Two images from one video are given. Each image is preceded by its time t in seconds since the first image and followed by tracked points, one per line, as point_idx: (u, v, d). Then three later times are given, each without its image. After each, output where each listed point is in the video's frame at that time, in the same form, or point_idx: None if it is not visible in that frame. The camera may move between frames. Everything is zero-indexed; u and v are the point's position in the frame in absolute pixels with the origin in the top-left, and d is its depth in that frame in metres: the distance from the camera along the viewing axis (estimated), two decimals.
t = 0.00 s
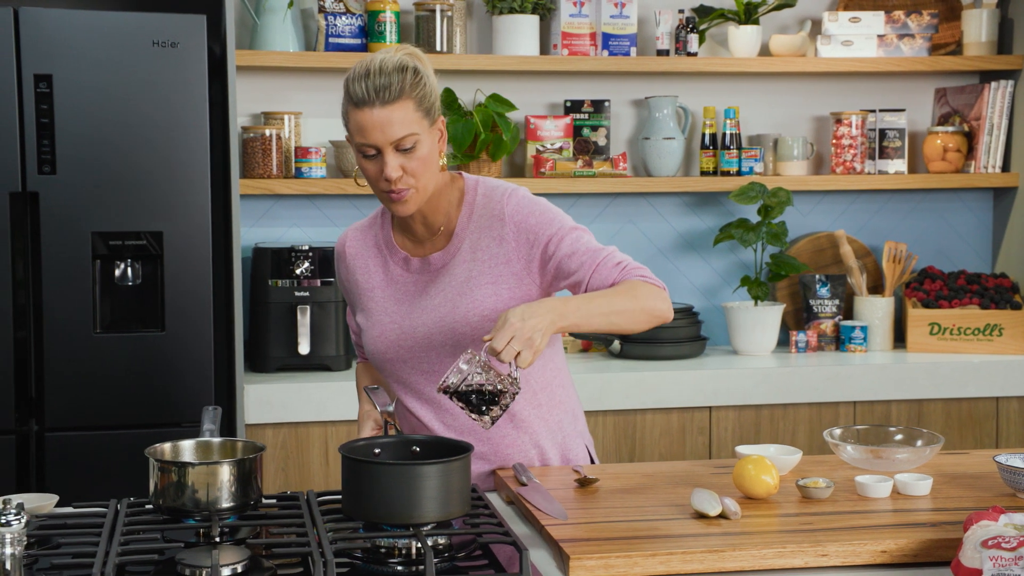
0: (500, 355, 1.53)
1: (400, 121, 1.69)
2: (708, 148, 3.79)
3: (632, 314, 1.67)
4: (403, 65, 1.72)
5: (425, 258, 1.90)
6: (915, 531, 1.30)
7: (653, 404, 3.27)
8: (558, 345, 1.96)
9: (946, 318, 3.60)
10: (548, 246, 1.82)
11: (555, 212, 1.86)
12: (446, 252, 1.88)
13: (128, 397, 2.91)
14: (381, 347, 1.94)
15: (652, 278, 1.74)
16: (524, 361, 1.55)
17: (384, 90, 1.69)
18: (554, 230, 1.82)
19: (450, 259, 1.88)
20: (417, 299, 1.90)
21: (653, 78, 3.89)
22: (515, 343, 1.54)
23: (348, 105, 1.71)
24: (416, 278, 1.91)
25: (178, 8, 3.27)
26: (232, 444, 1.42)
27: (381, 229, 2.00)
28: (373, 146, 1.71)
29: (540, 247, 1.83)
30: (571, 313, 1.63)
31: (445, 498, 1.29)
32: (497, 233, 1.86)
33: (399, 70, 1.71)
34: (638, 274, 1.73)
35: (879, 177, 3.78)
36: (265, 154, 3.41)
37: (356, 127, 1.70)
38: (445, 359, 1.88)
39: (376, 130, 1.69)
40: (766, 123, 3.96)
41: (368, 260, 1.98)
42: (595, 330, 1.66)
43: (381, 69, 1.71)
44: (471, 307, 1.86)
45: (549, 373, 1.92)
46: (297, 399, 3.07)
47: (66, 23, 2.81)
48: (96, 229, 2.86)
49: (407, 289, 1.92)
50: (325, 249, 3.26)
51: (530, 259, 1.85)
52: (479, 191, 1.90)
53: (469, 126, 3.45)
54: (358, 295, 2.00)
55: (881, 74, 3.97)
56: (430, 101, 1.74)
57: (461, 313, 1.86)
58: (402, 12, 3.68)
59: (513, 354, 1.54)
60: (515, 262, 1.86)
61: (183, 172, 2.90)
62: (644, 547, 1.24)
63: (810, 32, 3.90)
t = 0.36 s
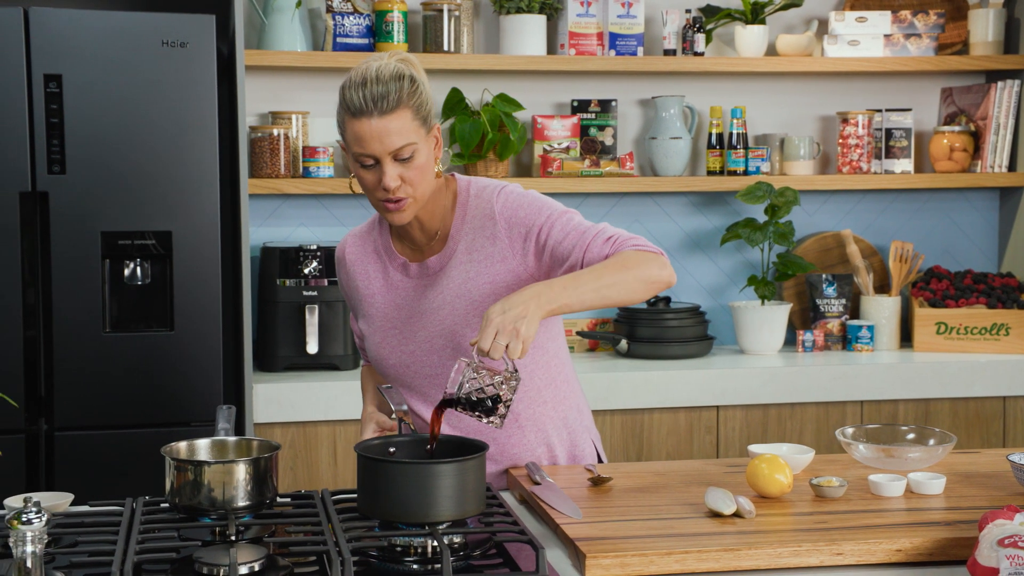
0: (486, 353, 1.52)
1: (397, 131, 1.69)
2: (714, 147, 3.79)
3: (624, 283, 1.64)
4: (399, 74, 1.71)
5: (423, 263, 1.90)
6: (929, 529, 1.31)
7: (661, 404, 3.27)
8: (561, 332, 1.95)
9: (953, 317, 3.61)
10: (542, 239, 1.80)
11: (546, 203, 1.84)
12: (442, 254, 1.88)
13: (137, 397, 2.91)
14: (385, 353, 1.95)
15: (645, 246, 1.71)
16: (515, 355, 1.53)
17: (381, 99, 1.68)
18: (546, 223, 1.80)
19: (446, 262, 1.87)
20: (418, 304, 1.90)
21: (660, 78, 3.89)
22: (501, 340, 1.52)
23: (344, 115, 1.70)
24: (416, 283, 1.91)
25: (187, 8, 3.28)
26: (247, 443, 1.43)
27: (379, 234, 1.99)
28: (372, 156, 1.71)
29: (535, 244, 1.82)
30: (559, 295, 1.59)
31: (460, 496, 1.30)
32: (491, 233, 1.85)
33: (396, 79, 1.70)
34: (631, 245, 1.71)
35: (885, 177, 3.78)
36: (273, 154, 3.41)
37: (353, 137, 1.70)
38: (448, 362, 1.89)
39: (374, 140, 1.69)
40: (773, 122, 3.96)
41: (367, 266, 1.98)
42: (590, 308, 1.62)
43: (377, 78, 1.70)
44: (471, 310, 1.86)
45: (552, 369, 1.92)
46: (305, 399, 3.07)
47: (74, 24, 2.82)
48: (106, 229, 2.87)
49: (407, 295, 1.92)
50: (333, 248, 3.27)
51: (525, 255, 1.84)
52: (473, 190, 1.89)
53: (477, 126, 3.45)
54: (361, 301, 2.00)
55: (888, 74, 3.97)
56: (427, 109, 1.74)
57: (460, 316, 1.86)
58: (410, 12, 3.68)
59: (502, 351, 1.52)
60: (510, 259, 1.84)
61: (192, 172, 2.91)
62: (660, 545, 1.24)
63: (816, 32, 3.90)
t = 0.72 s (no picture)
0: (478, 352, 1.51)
1: (407, 132, 1.69)
2: (721, 147, 3.79)
3: (613, 259, 1.63)
4: (409, 74, 1.71)
5: (426, 262, 1.90)
6: (943, 528, 1.31)
7: (668, 403, 3.28)
8: (565, 329, 1.95)
9: (961, 316, 3.61)
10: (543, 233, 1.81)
11: (544, 194, 1.84)
12: (445, 252, 1.88)
13: (145, 396, 2.92)
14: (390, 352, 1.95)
15: (639, 222, 1.70)
16: (505, 344, 1.51)
17: (392, 100, 1.68)
18: (546, 216, 1.80)
19: (449, 260, 1.87)
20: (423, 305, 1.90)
21: (666, 77, 3.89)
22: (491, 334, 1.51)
23: (353, 115, 1.70)
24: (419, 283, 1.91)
25: (195, 8, 3.28)
26: (261, 441, 1.43)
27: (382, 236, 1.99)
28: (380, 156, 1.71)
29: (538, 240, 1.83)
30: (545, 280, 1.59)
31: (474, 494, 1.30)
32: (493, 228, 1.85)
33: (406, 79, 1.70)
34: (623, 221, 1.70)
35: (892, 176, 3.78)
36: (280, 153, 3.41)
37: (363, 137, 1.70)
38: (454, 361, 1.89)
39: (383, 141, 1.69)
40: (779, 122, 3.96)
41: (370, 265, 1.98)
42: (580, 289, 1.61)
43: (387, 79, 1.69)
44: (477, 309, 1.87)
45: (559, 365, 1.92)
46: (314, 398, 3.08)
47: (83, 24, 2.82)
48: (115, 228, 2.88)
49: (412, 296, 1.92)
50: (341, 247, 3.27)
51: (528, 251, 1.84)
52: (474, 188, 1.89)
53: (484, 126, 3.45)
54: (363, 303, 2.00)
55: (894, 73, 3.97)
56: (435, 109, 1.74)
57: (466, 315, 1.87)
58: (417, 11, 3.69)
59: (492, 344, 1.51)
60: (513, 256, 1.84)
61: (201, 171, 2.92)
62: (675, 543, 1.25)
63: (823, 31, 3.90)
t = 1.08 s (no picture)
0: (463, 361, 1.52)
1: (425, 126, 1.70)
2: (728, 146, 3.79)
3: (607, 264, 1.64)
4: (427, 69, 1.72)
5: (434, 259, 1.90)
6: (956, 527, 1.31)
7: (676, 403, 3.28)
8: (572, 327, 1.96)
9: (967, 316, 3.61)
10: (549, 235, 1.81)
11: (546, 190, 1.85)
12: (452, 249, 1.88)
13: (153, 395, 2.93)
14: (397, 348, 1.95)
15: (630, 215, 1.69)
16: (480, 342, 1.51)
17: (412, 94, 1.69)
18: (548, 211, 1.81)
19: (455, 257, 1.88)
20: (430, 303, 1.91)
21: (673, 76, 3.89)
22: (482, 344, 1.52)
23: (372, 108, 1.71)
24: (426, 280, 1.92)
25: (203, 8, 3.29)
26: (275, 440, 1.44)
27: (389, 234, 1.99)
28: (398, 150, 1.72)
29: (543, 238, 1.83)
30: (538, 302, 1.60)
31: (488, 492, 1.31)
32: (498, 225, 1.86)
33: (425, 74, 1.71)
34: (616, 215, 1.70)
35: (898, 175, 3.77)
36: (288, 153, 3.41)
37: (381, 131, 1.71)
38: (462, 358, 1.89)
39: (401, 134, 1.70)
40: (786, 121, 3.96)
41: (378, 261, 1.98)
42: (575, 301, 1.63)
43: (407, 74, 1.71)
44: (485, 307, 1.87)
45: (566, 361, 1.93)
46: (322, 397, 3.08)
47: (92, 23, 2.83)
48: (124, 227, 2.88)
49: (420, 294, 1.92)
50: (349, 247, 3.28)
51: (535, 249, 1.84)
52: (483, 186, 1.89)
53: (491, 125, 3.45)
54: (370, 301, 2.00)
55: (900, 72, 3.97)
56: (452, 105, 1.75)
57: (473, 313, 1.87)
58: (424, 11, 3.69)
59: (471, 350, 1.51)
60: (520, 253, 1.85)
61: (210, 170, 2.92)
62: (689, 542, 1.25)
63: (829, 31, 3.89)
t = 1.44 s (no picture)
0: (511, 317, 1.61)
1: (457, 112, 1.75)
2: (733, 146, 3.79)
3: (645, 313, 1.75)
4: (465, 59, 1.78)
5: (456, 251, 1.94)
6: (967, 526, 1.32)
7: (681, 402, 3.28)
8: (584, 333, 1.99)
9: (972, 315, 3.60)
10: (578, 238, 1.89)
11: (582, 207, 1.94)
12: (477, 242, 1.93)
13: (161, 394, 2.93)
14: (411, 339, 1.95)
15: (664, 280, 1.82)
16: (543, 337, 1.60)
17: (449, 80, 1.75)
18: (584, 229, 1.89)
19: (482, 250, 1.92)
20: (452, 293, 1.92)
21: (678, 75, 3.89)
22: (538, 318, 1.60)
23: (410, 91, 1.76)
24: (449, 271, 1.94)
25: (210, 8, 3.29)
26: (286, 439, 1.44)
27: (408, 224, 2.00)
28: (432, 133, 1.76)
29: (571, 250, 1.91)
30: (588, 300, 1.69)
31: (505, 492, 1.31)
32: (532, 224, 1.92)
33: (464, 63, 1.77)
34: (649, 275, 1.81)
35: (903, 174, 3.77)
36: (294, 153, 3.41)
37: (417, 113, 1.76)
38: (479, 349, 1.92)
39: (435, 118, 1.75)
40: (791, 120, 3.96)
41: (394, 253, 1.99)
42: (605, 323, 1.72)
43: (446, 61, 1.77)
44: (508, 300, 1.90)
45: (577, 362, 1.95)
46: (328, 396, 3.09)
47: (101, 23, 2.83)
48: (131, 226, 2.89)
49: (440, 284, 1.94)
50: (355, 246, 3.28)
51: (562, 250, 1.92)
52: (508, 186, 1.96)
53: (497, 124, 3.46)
54: (383, 289, 1.99)
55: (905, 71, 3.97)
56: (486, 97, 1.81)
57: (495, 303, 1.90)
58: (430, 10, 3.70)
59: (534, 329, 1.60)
60: (547, 251, 1.92)
61: (217, 169, 2.93)
62: (701, 541, 1.26)
63: (834, 30, 3.89)
